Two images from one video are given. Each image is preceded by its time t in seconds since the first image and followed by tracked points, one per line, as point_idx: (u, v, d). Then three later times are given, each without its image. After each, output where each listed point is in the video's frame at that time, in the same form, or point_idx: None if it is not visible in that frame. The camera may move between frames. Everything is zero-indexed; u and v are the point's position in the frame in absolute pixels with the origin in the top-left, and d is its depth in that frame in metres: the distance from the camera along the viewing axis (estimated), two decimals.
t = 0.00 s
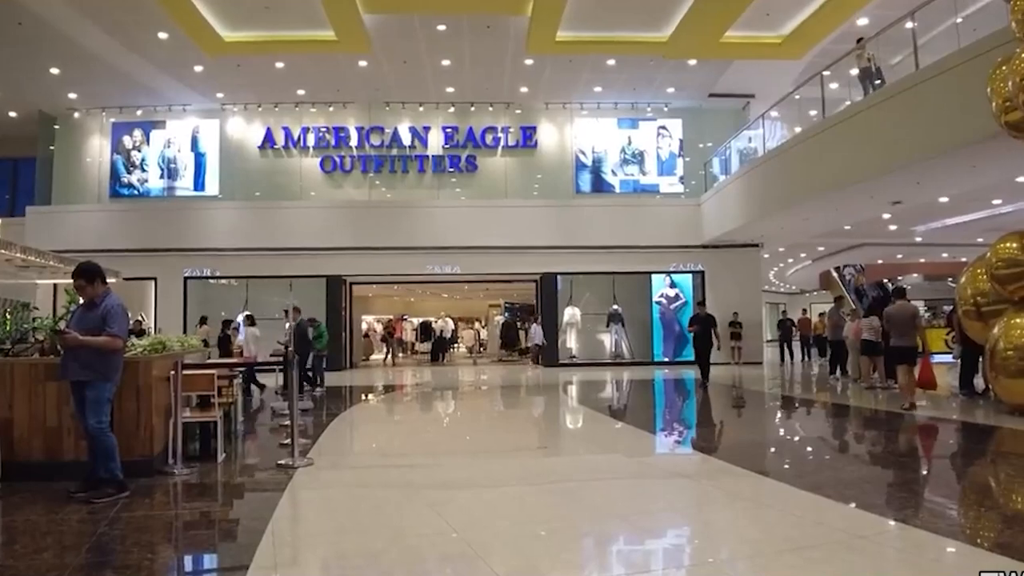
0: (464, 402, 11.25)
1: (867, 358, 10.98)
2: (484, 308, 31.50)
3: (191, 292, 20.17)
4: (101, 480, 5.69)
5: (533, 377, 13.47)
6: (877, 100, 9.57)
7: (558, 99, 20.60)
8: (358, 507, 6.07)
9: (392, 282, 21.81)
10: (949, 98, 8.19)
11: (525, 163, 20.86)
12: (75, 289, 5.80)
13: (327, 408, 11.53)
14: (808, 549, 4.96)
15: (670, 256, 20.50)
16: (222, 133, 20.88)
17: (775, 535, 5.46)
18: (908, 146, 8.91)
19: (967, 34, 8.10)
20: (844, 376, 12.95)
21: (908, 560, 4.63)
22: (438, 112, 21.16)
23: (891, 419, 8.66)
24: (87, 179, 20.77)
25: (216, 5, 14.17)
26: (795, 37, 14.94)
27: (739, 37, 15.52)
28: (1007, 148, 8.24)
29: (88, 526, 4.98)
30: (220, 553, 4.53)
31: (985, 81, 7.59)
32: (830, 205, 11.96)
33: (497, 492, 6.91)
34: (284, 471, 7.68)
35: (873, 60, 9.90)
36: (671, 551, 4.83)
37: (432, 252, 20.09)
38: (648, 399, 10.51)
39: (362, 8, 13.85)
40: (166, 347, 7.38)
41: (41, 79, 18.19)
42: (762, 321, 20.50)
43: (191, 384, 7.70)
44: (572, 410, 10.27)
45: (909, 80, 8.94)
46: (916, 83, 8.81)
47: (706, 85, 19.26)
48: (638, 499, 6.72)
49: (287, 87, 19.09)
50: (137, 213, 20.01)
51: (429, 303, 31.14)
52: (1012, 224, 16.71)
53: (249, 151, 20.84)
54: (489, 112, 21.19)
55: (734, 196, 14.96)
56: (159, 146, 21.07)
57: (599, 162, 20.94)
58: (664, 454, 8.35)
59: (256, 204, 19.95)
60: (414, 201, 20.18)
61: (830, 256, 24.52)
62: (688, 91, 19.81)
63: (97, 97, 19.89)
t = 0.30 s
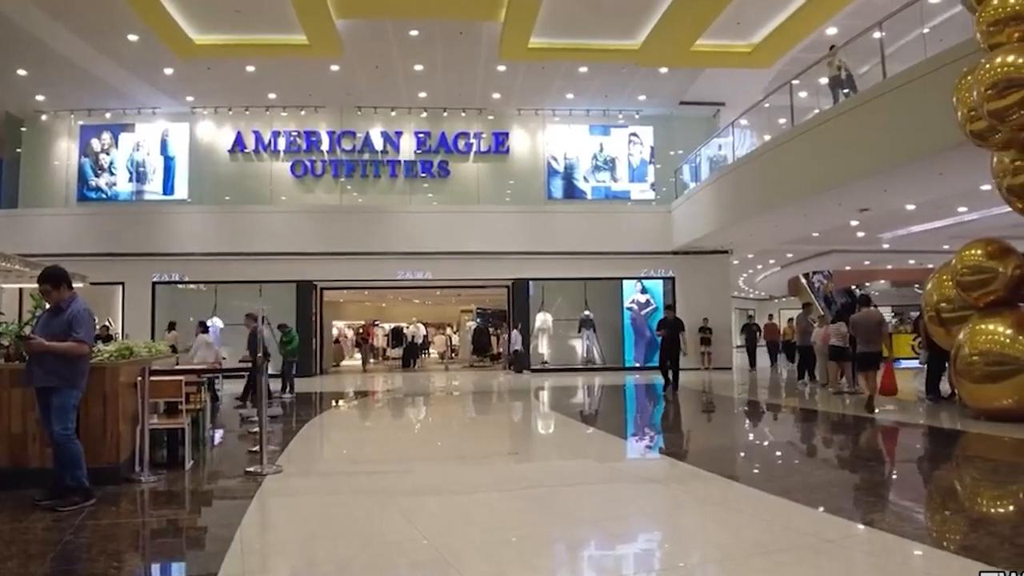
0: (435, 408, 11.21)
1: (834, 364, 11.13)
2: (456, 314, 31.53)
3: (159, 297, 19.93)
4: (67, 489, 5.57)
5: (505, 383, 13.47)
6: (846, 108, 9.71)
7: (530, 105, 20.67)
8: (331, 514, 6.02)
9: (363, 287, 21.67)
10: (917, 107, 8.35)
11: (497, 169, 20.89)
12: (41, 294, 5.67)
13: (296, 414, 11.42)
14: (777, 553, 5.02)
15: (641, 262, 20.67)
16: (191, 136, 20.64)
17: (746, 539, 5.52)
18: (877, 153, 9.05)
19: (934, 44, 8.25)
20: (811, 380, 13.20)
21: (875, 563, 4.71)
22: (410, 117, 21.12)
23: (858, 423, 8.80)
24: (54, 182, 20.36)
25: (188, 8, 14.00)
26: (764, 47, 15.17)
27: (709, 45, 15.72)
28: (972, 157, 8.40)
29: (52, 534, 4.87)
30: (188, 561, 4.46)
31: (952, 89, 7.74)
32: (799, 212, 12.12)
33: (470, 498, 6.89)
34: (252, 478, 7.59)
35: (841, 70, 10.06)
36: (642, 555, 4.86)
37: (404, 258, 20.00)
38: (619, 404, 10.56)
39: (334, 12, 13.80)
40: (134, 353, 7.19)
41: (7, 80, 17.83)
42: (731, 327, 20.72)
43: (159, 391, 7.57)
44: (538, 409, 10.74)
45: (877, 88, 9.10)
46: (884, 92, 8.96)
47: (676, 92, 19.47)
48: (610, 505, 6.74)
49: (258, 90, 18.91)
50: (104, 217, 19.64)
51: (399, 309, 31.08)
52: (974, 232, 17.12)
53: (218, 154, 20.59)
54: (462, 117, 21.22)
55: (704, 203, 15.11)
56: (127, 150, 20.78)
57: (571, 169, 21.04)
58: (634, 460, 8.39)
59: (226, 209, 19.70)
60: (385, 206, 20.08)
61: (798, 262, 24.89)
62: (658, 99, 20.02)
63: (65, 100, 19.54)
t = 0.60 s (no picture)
0: (404, 414, 11.13)
1: (800, 369, 11.28)
2: (426, 319, 31.43)
3: (124, 301, 19.63)
4: (28, 496, 5.44)
5: (474, 389, 13.45)
6: (812, 116, 9.88)
7: (500, 111, 20.69)
8: (300, 521, 5.95)
9: (331, 293, 21.49)
10: (883, 115, 8.51)
11: (467, 174, 20.90)
12: (2, 298, 5.53)
13: (263, 420, 11.29)
14: (745, 557, 5.08)
15: (610, 268, 20.79)
16: (158, 139, 20.31)
17: (716, 542, 5.59)
18: (843, 161, 9.19)
19: (900, 54, 8.42)
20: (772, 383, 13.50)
21: (841, 566, 4.79)
22: (380, 121, 21.00)
23: (823, 427, 8.94)
24: (19, 184, 19.90)
25: (154, 9, 13.79)
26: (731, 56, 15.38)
27: (678, 54, 15.90)
28: (935, 166, 8.59)
29: (13, 542, 4.76)
30: (152, 569, 4.38)
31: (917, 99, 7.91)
32: (765, 219, 12.28)
33: (441, 504, 6.86)
34: (219, 485, 7.47)
35: (807, 79, 10.23)
36: (611, 560, 4.89)
37: (373, 263, 19.88)
38: (587, 409, 10.60)
39: (304, 15, 13.70)
40: (97, 357, 7.06)
41: None
42: (699, 333, 20.94)
43: (122, 397, 7.42)
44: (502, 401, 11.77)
45: (842, 98, 9.27)
46: (850, 100, 9.11)
47: (645, 100, 19.65)
48: (581, 510, 6.76)
49: (226, 93, 18.68)
50: (66, 220, 19.21)
51: (368, 314, 30.91)
52: (934, 240, 17.52)
53: (185, 157, 20.30)
54: (432, 122, 21.17)
55: (672, 210, 15.25)
56: (93, 152, 20.36)
57: (541, 174, 21.10)
58: (603, 465, 8.42)
59: (191, 212, 19.38)
60: (353, 211, 19.96)
61: (763, 269, 25.23)
62: (628, 106, 20.19)
63: (27, 101, 19.11)
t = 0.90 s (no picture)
0: (369, 421, 11.05)
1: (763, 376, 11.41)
2: (392, 326, 31.23)
3: (84, 307, 18.99)
4: None
5: (440, 396, 13.39)
6: (774, 126, 10.04)
7: (467, 118, 20.68)
8: (264, 530, 5.87)
9: (295, 299, 21.22)
10: (843, 124, 8.68)
11: (434, 180, 20.84)
12: None
13: (226, 428, 11.11)
14: (709, 562, 5.14)
15: (575, 275, 20.86)
16: (121, 143, 19.91)
17: (682, 548, 5.64)
18: (805, 169, 9.37)
19: (862, 65, 8.64)
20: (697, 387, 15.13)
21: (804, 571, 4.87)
22: (346, 126, 20.86)
23: (785, 432, 9.08)
24: None
25: (117, 11, 13.54)
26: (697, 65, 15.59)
27: (643, 63, 16.09)
28: (895, 175, 8.77)
29: None
30: None
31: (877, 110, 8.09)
32: (729, 228, 12.44)
33: (408, 513, 6.82)
34: (181, 494, 7.32)
35: (773, 89, 10.32)
36: (577, 567, 4.91)
37: (338, 269, 19.69)
38: (553, 416, 10.62)
39: (270, 20, 13.57)
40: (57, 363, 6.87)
41: None
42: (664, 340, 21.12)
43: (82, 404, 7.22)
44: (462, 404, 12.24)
45: (803, 108, 9.44)
46: (812, 111, 9.28)
47: (611, 109, 19.83)
48: (547, 517, 6.77)
49: (189, 96, 18.40)
50: (25, 223, 18.74)
51: (333, 321, 30.62)
52: (892, 249, 17.94)
53: (148, 161, 19.95)
54: (399, 128, 21.08)
55: (638, 218, 15.39)
56: (54, 155, 19.84)
57: (508, 182, 21.17)
58: (568, 472, 8.43)
59: (154, 217, 19.07)
60: (318, 216, 19.78)
61: (727, 276, 25.57)
62: (594, 115, 20.36)
63: None
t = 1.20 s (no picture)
0: (325, 430, 10.93)
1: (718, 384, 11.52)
2: (350, 333, 31.01)
3: (35, 310, 18.56)
4: None
5: (397, 404, 13.30)
6: (730, 138, 10.17)
7: (427, 126, 20.67)
8: (216, 540, 5.76)
9: (252, 306, 20.94)
10: (797, 136, 8.84)
11: (393, 187, 20.78)
12: None
13: (178, 437, 10.89)
14: (665, 568, 5.17)
15: (534, 283, 20.94)
16: (75, 147, 19.46)
17: (639, 555, 5.66)
18: (760, 179, 9.48)
19: (816, 79, 8.78)
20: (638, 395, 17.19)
21: None
22: (305, 131, 20.56)
23: (741, 439, 9.18)
24: None
25: (74, 12, 13.25)
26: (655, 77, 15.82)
27: (602, 73, 16.19)
28: (848, 187, 8.92)
29: None
30: None
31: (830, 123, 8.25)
32: (687, 237, 12.56)
33: (365, 521, 6.75)
34: (133, 503, 7.16)
35: (731, 100, 10.43)
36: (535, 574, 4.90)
37: (296, 276, 19.51)
38: (512, 424, 10.61)
39: (229, 23, 13.41)
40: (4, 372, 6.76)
41: None
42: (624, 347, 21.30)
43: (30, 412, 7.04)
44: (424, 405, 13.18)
45: (758, 120, 9.57)
46: (768, 122, 9.41)
47: (570, 118, 19.99)
48: (506, 525, 6.75)
49: (146, 100, 18.09)
50: None
51: (290, 328, 30.30)
52: (845, 259, 18.34)
53: (103, 164, 19.53)
54: (358, 134, 20.90)
55: (597, 226, 15.49)
56: (5, 158, 19.28)
57: (468, 189, 21.13)
58: (527, 479, 8.47)
59: (108, 222, 18.69)
60: (274, 222, 19.56)
61: (684, 284, 25.89)
62: (554, 124, 20.46)
63: None
